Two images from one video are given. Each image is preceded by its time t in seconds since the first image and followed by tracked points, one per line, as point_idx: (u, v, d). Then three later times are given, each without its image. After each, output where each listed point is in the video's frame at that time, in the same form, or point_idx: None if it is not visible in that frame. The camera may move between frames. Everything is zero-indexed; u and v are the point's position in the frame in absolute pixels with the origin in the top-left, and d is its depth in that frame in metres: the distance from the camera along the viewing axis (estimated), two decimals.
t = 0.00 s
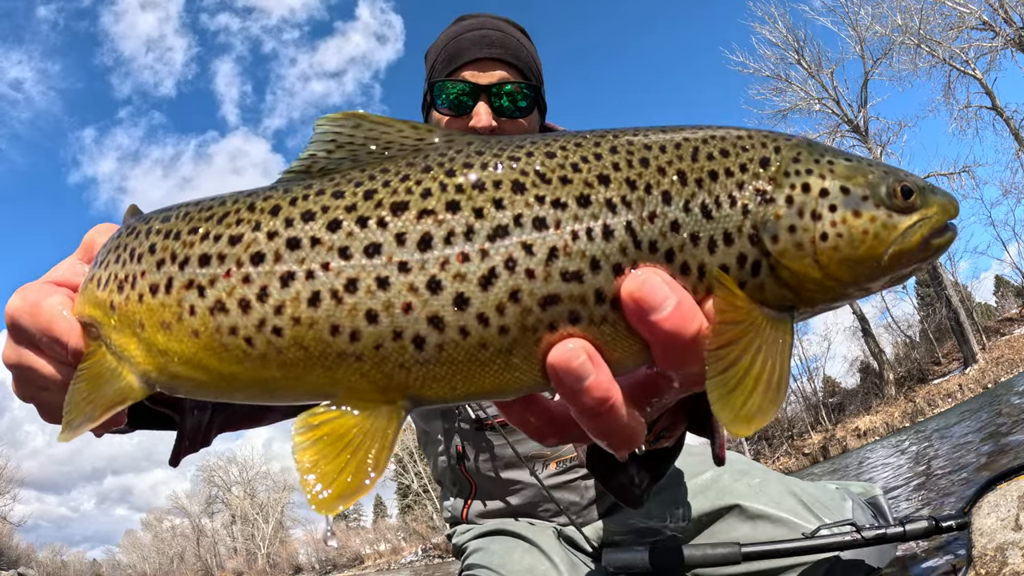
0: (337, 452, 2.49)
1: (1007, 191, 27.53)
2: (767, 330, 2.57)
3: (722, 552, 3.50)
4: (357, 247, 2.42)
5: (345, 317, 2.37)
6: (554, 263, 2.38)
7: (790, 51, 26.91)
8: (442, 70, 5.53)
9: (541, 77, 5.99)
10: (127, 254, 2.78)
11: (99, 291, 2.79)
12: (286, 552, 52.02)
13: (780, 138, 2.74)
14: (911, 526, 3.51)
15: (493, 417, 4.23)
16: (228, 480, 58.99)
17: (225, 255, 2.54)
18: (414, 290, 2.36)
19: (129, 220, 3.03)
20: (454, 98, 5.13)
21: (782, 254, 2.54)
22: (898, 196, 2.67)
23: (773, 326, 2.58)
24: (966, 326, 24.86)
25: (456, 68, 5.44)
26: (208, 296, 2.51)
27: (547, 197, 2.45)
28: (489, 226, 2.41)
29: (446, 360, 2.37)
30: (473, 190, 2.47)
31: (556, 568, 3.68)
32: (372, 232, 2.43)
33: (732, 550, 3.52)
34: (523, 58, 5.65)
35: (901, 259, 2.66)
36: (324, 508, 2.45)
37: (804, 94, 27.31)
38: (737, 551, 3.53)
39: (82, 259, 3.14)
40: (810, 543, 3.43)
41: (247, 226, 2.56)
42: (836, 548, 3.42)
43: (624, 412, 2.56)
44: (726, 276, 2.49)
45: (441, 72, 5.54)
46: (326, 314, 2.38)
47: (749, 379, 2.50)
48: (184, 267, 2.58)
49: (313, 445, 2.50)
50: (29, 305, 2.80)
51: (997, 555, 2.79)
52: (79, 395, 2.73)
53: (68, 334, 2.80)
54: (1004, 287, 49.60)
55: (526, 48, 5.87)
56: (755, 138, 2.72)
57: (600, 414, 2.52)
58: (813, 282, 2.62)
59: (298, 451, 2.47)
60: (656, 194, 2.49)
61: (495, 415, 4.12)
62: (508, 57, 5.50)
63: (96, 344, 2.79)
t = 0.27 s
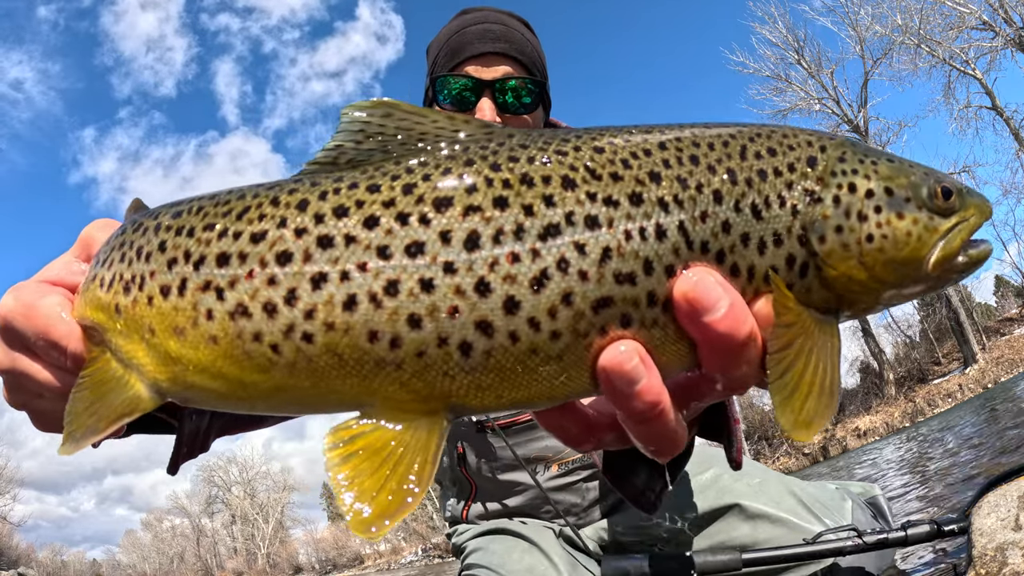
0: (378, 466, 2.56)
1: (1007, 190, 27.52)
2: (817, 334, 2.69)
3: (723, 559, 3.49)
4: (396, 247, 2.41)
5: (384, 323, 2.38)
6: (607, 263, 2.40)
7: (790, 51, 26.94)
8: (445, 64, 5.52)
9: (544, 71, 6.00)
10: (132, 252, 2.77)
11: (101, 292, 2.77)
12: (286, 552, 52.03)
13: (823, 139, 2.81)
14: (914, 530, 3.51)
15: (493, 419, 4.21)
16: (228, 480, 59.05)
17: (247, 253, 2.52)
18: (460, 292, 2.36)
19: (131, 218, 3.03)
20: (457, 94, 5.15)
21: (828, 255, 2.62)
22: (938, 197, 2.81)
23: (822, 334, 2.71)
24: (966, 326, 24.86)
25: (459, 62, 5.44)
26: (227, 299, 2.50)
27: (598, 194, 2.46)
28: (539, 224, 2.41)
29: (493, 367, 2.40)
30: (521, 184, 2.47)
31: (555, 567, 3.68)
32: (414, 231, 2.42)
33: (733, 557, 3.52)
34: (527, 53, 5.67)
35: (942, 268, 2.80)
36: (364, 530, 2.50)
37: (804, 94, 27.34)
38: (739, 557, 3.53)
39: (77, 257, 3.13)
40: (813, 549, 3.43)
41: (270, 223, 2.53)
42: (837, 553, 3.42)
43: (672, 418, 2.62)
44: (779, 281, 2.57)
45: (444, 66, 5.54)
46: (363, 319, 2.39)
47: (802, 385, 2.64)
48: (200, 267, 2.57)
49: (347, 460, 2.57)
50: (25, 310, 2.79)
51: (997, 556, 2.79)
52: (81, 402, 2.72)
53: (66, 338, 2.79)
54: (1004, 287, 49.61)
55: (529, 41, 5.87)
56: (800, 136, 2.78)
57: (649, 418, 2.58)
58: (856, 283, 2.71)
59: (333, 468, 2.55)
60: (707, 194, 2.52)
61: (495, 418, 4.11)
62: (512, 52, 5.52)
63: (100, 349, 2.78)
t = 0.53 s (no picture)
0: (393, 468, 2.55)
1: (1007, 190, 27.51)
2: (813, 346, 2.68)
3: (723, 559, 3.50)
4: (410, 263, 2.44)
5: (400, 335, 2.41)
6: (611, 278, 2.42)
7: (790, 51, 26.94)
8: (446, 62, 5.53)
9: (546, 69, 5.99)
10: (152, 261, 2.79)
11: (118, 299, 2.80)
12: (286, 552, 52.01)
13: (828, 151, 2.79)
14: (914, 530, 3.51)
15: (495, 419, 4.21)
16: (228, 480, 59.03)
17: (268, 267, 2.56)
18: (471, 306, 2.39)
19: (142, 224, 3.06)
20: (458, 93, 5.15)
21: (827, 266, 2.61)
22: (944, 210, 2.78)
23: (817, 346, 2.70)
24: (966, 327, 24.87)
25: (460, 60, 5.44)
26: (250, 311, 2.53)
27: (604, 210, 2.47)
28: (546, 241, 2.43)
29: (501, 376, 2.42)
30: (530, 202, 2.48)
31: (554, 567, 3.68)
32: (426, 247, 2.45)
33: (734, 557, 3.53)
34: (528, 50, 5.67)
35: (946, 285, 2.77)
36: (379, 526, 2.51)
37: (804, 94, 27.33)
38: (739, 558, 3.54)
39: (73, 255, 3.09)
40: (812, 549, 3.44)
41: (289, 238, 2.57)
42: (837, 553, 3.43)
43: (672, 422, 2.62)
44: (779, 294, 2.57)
45: (445, 65, 5.54)
46: (380, 331, 2.42)
47: (798, 397, 2.64)
48: (222, 279, 2.60)
49: (362, 463, 2.58)
50: (27, 310, 2.77)
51: (997, 556, 2.80)
52: (100, 403, 2.77)
53: (72, 338, 2.80)
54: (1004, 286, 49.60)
55: (530, 38, 5.86)
56: (805, 150, 2.77)
57: (651, 424, 2.58)
58: (856, 295, 2.69)
59: (350, 471, 2.55)
60: (710, 209, 2.53)
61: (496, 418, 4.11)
62: (513, 49, 5.51)
63: (117, 353, 2.82)
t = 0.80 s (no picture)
0: (383, 464, 2.56)
1: (1007, 190, 27.53)
2: (784, 345, 2.65)
3: (723, 558, 3.51)
4: (399, 271, 2.46)
5: (390, 338, 2.42)
6: (587, 284, 2.44)
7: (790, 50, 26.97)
8: (442, 66, 5.55)
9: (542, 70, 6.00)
10: (152, 267, 2.80)
11: (118, 302, 2.81)
12: (286, 552, 51.95)
13: (795, 158, 2.79)
14: (915, 529, 3.51)
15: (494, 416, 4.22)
16: (228, 480, 59.01)
17: (266, 274, 2.57)
18: (456, 312, 2.40)
19: (140, 230, 3.07)
20: (455, 94, 5.17)
21: (795, 269, 2.60)
22: (908, 213, 2.74)
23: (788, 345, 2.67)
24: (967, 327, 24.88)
25: (456, 63, 5.45)
26: (248, 316, 2.54)
27: (581, 222, 2.49)
28: (525, 250, 2.45)
29: (485, 376, 2.43)
30: (510, 213, 2.50)
31: (553, 568, 3.69)
32: (414, 257, 2.47)
33: (734, 556, 3.54)
34: (523, 52, 5.68)
35: (915, 284, 2.72)
36: (372, 518, 2.52)
37: (804, 94, 27.36)
38: (739, 557, 3.55)
39: (69, 256, 3.10)
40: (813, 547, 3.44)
41: (286, 246, 2.59)
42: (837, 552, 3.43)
43: (650, 420, 2.60)
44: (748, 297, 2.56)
45: (442, 67, 5.57)
46: (371, 335, 2.43)
47: (768, 396, 2.61)
48: (222, 284, 2.62)
49: (357, 458, 2.57)
50: (23, 306, 2.76)
51: (997, 556, 2.81)
52: (100, 400, 2.78)
53: (70, 336, 2.80)
54: (1004, 287, 49.68)
55: (525, 40, 5.88)
56: (774, 158, 2.76)
57: (628, 420, 2.57)
58: (823, 295, 2.66)
59: (343, 467, 2.54)
60: (681, 219, 2.53)
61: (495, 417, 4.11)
62: (508, 51, 5.52)
63: (117, 353, 2.83)
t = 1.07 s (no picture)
0: (390, 474, 2.56)
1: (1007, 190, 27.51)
2: (761, 374, 2.60)
3: (721, 548, 3.52)
4: (410, 299, 2.49)
5: (400, 360, 2.45)
6: (579, 315, 2.45)
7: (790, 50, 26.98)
8: (439, 71, 5.56)
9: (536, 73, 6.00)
10: (178, 284, 2.81)
11: (144, 315, 2.83)
12: (286, 552, 51.92)
13: (783, 199, 2.77)
14: (913, 523, 3.52)
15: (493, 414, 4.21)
16: (229, 480, 59.01)
17: (288, 297, 2.60)
18: (461, 338, 2.43)
19: (166, 248, 3.09)
20: (453, 97, 5.17)
21: (776, 303, 2.58)
22: (885, 250, 2.71)
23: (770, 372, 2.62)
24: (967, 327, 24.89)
25: (452, 67, 5.46)
26: (271, 335, 2.57)
27: (575, 257, 2.50)
28: (523, 282, 2.47)
29: (485, 397, 2.45)
30: (512, 249, 2.52)
31: (554, 569, 3.70)
32: (423, 287, 2.50)
33: (732, 545, 3.54)
34: (516, 55, 5.69)
35: (892, 317, 2.68)
36: (380, 521, 2.54)
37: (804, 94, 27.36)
38: (737, 546, 3.55)
39: (90, 271, 3.06)
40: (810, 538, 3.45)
41: (307, 273, 2.62)
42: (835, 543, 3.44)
43: (636, 439, 2.60)
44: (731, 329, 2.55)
45: (438, 72, 5.58)
46: (383, 356, 2.45)
47: (747, 423, 2.55)
48: (246, 304, 2.64)
49: (367, 468, 2.58)
50: (47, 318, 2.73)
51: (997, 555, 2.81)
52: (122, 406, 2.79)
53: (92, 346, 2.78)
54: (1004, 286, 49.70)
55: (519, 46, 5.91)
56: (758, 199, 2.73)
57: (615, 440, 2.56)
58: (803, 328, 2.63)
59: (354, 475, 2.55)
60: (668, 256, 2.54)
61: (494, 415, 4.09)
62: (502, 54, 5.53)
63: (142, 361, 2.85)
